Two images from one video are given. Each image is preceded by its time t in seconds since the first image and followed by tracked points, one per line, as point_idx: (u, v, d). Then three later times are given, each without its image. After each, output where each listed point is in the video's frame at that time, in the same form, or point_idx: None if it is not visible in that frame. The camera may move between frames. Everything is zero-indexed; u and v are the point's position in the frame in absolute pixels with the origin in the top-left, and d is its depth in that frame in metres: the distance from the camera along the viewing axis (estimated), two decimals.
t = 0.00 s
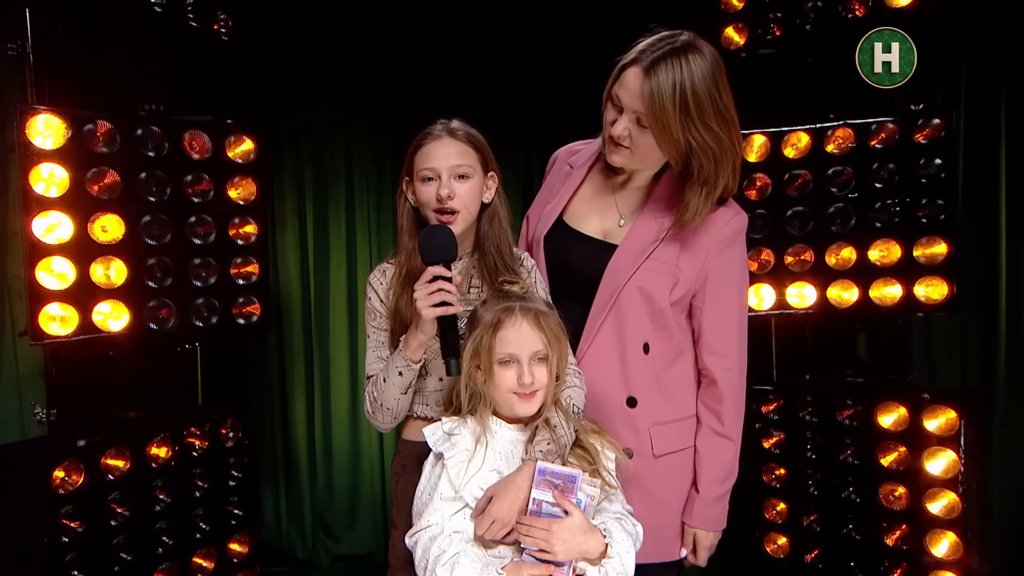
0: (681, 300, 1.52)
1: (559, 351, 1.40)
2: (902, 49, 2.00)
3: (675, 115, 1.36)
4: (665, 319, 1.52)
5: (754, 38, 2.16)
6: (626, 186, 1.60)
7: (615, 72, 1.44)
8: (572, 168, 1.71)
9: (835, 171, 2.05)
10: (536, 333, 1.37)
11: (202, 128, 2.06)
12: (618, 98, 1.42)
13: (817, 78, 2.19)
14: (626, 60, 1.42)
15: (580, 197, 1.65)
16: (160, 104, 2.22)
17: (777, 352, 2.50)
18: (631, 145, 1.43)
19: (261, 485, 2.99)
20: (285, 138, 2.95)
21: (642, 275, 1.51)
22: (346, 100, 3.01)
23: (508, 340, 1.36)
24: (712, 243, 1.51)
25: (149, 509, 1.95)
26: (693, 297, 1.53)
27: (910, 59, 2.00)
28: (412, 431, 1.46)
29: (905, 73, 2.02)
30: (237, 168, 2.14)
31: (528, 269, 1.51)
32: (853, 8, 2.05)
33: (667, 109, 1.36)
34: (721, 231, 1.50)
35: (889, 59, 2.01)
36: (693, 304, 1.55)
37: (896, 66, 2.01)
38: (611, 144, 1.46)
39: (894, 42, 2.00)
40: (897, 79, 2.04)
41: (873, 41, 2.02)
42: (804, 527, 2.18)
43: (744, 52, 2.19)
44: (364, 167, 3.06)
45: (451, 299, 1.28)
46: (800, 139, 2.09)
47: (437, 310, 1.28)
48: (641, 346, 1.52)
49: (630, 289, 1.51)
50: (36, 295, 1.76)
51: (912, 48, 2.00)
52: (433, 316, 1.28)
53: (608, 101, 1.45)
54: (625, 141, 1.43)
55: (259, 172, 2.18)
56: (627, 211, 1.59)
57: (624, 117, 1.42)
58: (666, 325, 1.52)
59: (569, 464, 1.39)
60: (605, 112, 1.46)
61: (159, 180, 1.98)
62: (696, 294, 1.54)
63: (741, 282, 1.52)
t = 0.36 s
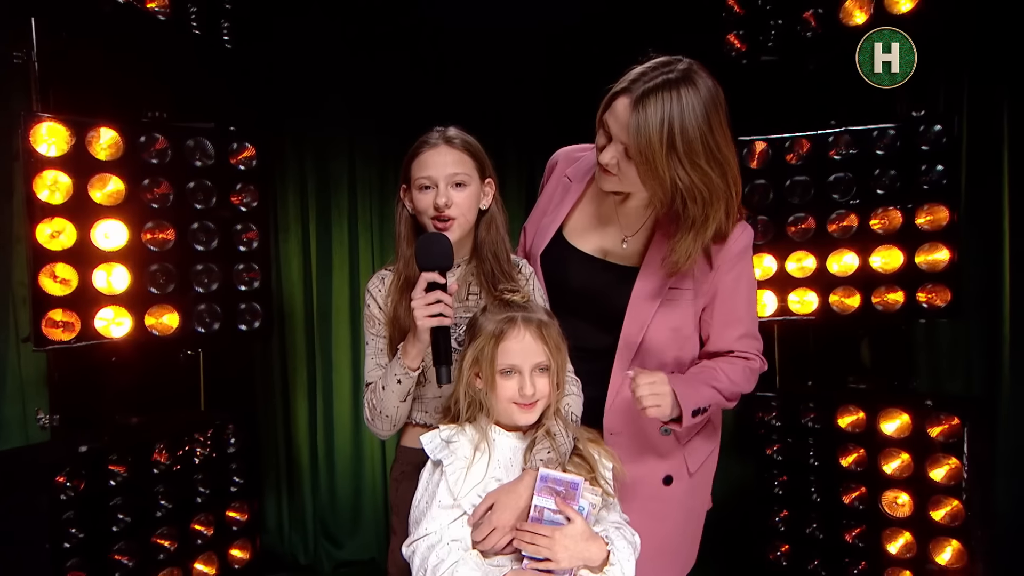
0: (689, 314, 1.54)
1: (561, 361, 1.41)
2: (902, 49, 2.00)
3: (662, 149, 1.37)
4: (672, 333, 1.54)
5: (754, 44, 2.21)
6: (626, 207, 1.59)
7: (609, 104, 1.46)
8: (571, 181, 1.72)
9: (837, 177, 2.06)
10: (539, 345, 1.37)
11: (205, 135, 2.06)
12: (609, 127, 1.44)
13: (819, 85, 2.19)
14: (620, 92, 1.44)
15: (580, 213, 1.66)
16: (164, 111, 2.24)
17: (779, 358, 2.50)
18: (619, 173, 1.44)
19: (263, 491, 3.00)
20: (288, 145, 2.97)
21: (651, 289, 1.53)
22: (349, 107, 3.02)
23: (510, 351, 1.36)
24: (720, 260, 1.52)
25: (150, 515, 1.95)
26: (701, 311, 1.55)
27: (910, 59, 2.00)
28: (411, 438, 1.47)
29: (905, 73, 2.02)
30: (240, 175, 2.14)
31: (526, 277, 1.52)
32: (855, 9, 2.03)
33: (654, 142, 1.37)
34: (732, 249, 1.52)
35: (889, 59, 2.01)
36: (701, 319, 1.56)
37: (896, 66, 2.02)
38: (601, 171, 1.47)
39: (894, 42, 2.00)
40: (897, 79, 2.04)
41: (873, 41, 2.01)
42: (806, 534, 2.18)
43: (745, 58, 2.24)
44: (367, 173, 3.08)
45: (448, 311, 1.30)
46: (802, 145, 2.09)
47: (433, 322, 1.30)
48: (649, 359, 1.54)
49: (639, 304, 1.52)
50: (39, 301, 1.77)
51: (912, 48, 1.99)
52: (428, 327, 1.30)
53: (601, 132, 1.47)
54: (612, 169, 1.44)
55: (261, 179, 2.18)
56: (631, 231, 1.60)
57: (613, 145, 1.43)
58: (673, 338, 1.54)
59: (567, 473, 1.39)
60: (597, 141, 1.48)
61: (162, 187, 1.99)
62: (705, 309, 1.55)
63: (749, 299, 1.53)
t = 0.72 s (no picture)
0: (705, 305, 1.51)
1: (574, 360, 1.38)
2: (902, 49, 2.03)
3: (677, 123, 1.35)
4: (688, 324, 1.51)
5: (785, 32, 2.14)
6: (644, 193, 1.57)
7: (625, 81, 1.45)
8: (591, 170, 1.70)
9: (868, 169, 2.02)
10: (550, 348, 1.34)
11: (232, 122, 2.09)
12: (626, 105, 1.43)
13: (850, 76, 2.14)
14: (633, 67, 1.42)
15: (599, 202, 1.64)
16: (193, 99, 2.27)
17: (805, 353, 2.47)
18: (638, 152, 1.43)
19: (287, 474, 3.05)
20: (316, 133, 3.00)
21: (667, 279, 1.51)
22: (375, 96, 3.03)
23: (522, 356, 1.33)
24: (738, 249, 1.49)
25: (175, 494, 2.00)
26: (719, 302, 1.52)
27: (910, 59, 2.03)
28: (429, 425, 1.49)
29: (906, 72, 2.05)
30: (266, 162, 2.16)
31: (544, 267, 1.51)
32: None
33: (668, 116, 1.35)
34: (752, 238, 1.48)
35: (889, 60, 2.04)
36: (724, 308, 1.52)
37: (896, 66, 2.05)
38: (621, 151, 1.47)
39: (894, 42, 2.03)
40: (897, 79, 2.07)
41: (873, 41, 2.04)
42: (827, 531, 2.15)
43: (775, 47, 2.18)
44: (393, 162, 3.09)
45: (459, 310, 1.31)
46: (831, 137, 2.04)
47: (445, 319, 1.31)
48: (664, 350, 1.51)
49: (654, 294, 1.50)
50: (70, 284, 1.81)
51: (912, 47, 2.03)
52: (439, 324, 1.31)
53: (619, 110, 1.46)
54: (631, 148, 1.43)
55: (285, 167, 2.20)
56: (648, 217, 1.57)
57: (631, 124, 1.42)
58: (689, 330, 1.51)
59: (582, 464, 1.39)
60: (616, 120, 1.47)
61: (189, 173, 2.02)
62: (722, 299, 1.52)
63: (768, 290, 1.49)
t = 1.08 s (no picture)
0: (708, 301, 1.42)
1: (572, 380, 1.37)
2: (902, 49, 2.02)
3: (692, 94, 1.34)
4: (691, 321, 1.42)
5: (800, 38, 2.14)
6: (654, 188, 1.53)
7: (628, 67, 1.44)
8: (600, 177, 1.65)
9: (882, 176, 2.00)
10: (546, 369, 1.33)
11: (246, 126, 2.12)
12: (634, 90, 1.40)
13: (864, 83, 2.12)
14: (635, 52, 1.41)
15: (610, 203, 1.59)
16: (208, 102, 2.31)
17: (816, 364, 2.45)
18: (654, 134, 1.40)
19: (296, 475, 3.07)
20: (329, 137, 3.03)
21: (666, 275, 1.43)
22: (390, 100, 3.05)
23: (518, 377, 1.33)
24: (740, 239, 1.41)
25: (182, 493, 2.02)
26: (722, 297, 1.43)
27: (910, 59, 2.02)
28: (432, 432, 1.47)
29: (905, 73, 2.04)
30: (277, 166, 2.19)
31: (547, 274, 1.50)
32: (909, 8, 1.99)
33: (682, 88, 1.34)
34: (750, 228, 1.41)
35: (889, 59, 2.03)
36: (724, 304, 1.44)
37: (896, 66, 2.04)
38: (634, 138, 1.43)
39: (894, 42, 2.02)
40: (897, 79, 2.06)
41: (873, 41, 2.03)
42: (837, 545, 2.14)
43: (790, 54, 2.17)
44: (406, 165, 3.10)
45: (462, 315, 1.30)
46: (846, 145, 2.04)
47: (448, 323, 1.31)
48: (665, 351, 1.42)
49: (654, 292, 1.42)
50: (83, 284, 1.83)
51: (912, 47, 2.02)
52: (443, 328, 1.31)
53: (625, 95, 1.43)
54: (647, 131, 1.40)
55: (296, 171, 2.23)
56: (657, 211, 1.51)
57: (644, 107, 1.39)
58: (692, 327, 1.42)
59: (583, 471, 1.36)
60: (624, 107, 1.44)
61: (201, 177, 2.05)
62: (725, 294, 1.44)
63: (772, 281, 1.41)
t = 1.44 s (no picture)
0: (718, 303, 1.41)
1: (569, 389, 1.36)
2: (902, 49, 2.05)
3: (696, 99, 1.33)
4: (702, 324, 1.40)
5: (809, 43, 2.13)
6: (659, 191, 1.51)
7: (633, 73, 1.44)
8: (605, 183, 1.63)
9: (893, 180, 1.99)
10: (544, 377, 1.33)
11: (254, 130, 2.14)
12: (638, 95, 1.40)
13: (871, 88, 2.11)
14: (639, 58, 1.41)
15: (616, 208, 1.56)
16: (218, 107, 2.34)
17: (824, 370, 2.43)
18: (659, 138, 1.39)
19: (304, 477, 3.10)
20: (340, 141, 3.05)
21: (678, 278, 1.41)
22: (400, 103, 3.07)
23: (516, 385, 1.33)
24: (750, 241, 1.40)
25: (188, 494, 2.04)
26: (731, 299, 1.42)
27: (910, 59, 2.05)
28: (434, 435, 1.47)
29: (905, 72, 2.07)
30: (285, 170, 2.22)
31: (550, 280, 1.49)
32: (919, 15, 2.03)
33: (685, 92, 1.33)
34: (759, 229, 1.40)
35: (889, 59, 2.06)
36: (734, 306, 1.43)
37: (896, 66, 2.06)
38: (639, 142, 1.42)
39: (894, 42, 2.05)
40: (897, 79, 2.08)
41: (873, 41, 2.05)
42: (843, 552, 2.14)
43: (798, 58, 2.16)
44: (416, 169, 3.12)
45: (462, 316, 1.31)
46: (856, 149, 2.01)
47: (448, 325, 1.31)
48: (676, 354, 1.40)
49: (666, 295, 1.40)
50: (93, 287, 1.86)
51: (911, 48, 2.05)
52: (442, 329, 1.32)
53: (630, 101, 1.43)
54: (651, 134, 1.38)
55: (304, 174, 2.26)
56: (664, 216, 1.49)
57: (649, 111, 1.38)
58: (703, 330, 1.41)
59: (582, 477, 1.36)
60: (628, 112, 1.44)
61: (210, 181, 2.08)
62: (733, 297, 1.43)
63: (779, 282, 1.41)
